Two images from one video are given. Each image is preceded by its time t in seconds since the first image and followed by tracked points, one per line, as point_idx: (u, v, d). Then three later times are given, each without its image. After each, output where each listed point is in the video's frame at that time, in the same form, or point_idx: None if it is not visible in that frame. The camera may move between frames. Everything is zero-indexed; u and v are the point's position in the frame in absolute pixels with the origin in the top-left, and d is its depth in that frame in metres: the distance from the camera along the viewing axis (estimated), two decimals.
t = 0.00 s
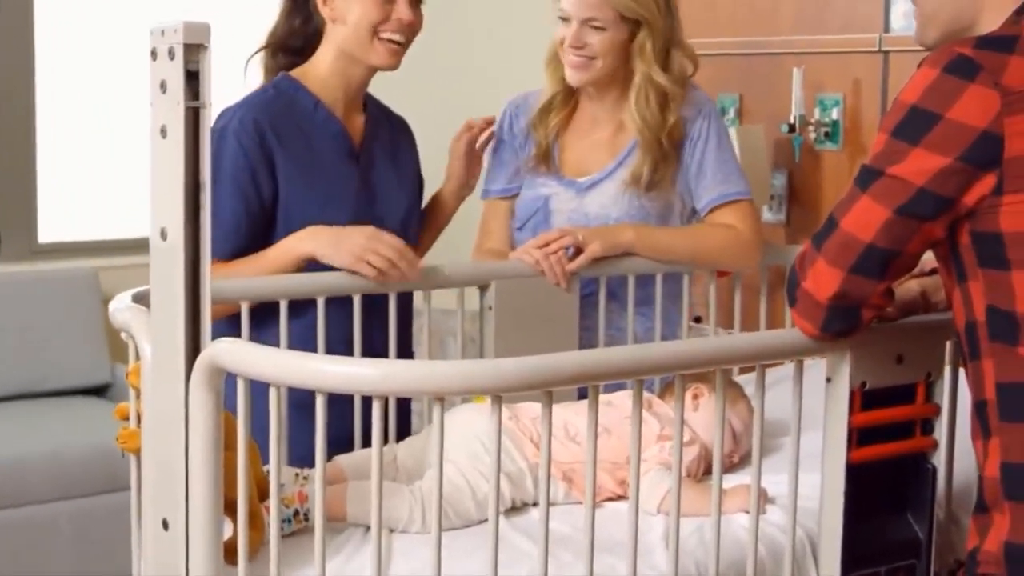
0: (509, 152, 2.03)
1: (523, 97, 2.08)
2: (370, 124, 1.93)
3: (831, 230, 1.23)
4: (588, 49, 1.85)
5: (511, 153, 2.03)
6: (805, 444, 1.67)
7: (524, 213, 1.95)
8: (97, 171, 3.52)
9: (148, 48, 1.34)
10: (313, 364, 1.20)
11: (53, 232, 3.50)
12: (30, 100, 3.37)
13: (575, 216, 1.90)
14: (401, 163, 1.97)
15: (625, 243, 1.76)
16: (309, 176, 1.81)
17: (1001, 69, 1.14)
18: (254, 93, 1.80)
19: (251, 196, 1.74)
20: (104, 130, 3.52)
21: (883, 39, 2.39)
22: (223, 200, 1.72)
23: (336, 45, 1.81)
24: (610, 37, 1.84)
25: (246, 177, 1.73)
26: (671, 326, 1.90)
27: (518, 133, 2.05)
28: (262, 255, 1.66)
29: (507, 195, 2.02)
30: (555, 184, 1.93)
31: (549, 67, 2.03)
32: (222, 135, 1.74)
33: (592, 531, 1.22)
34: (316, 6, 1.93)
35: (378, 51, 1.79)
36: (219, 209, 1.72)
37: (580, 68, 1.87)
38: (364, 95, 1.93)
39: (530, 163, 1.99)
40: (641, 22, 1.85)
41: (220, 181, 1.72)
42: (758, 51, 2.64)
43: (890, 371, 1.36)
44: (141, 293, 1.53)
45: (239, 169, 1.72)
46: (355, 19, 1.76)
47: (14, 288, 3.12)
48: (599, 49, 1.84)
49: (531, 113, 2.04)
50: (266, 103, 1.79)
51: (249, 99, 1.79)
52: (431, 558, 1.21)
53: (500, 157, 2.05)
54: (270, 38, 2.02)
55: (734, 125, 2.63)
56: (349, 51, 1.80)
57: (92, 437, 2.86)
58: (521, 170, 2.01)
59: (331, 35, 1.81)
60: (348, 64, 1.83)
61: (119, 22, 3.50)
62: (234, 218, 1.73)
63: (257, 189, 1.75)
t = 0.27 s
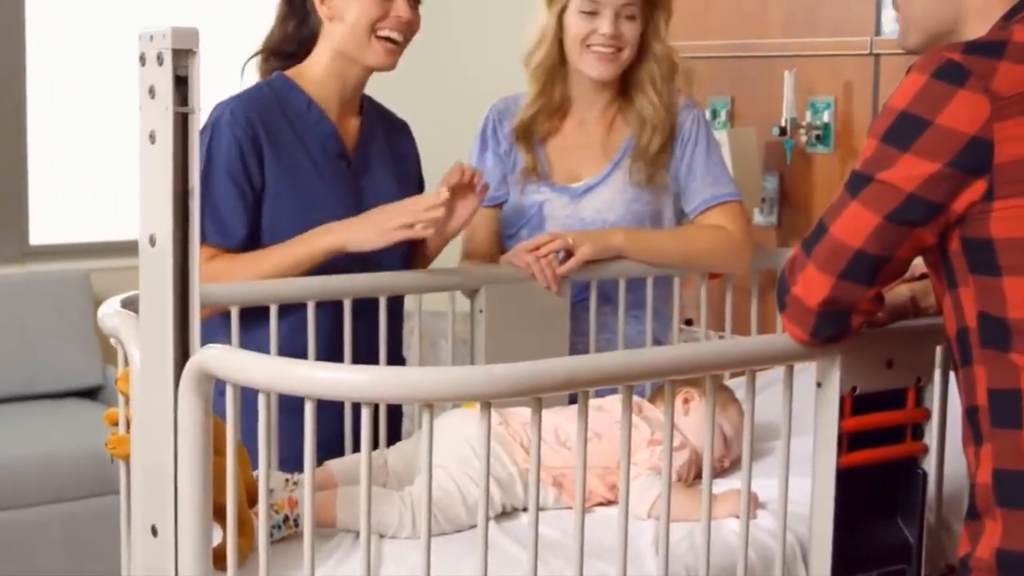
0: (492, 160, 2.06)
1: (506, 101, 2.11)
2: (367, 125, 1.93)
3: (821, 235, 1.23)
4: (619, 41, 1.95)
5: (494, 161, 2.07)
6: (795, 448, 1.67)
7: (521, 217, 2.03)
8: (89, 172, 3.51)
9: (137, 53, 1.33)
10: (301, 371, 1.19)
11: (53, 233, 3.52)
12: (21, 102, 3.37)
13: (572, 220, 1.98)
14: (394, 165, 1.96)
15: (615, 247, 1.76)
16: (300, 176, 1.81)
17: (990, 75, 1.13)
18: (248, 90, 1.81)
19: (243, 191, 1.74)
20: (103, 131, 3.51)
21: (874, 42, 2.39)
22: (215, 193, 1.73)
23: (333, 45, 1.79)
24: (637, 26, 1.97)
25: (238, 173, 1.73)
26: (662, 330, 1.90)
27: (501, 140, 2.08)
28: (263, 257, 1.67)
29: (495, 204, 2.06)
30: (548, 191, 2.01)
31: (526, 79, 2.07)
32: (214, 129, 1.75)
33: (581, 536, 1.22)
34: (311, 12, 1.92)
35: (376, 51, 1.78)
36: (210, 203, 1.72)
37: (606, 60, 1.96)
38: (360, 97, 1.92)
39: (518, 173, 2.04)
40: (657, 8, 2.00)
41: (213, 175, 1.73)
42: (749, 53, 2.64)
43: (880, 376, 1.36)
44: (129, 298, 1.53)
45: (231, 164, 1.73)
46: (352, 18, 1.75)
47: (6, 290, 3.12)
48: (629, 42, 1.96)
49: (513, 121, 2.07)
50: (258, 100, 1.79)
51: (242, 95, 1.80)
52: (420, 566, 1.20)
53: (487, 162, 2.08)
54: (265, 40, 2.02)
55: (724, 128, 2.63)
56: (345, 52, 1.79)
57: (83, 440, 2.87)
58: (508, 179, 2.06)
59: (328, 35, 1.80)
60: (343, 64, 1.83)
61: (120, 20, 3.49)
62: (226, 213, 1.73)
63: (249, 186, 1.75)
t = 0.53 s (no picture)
0: (484, 166, 2.05)
1: (497, 105, 2.08)
2: (363, 128, 1.92)
3: (812, 239, 1.23)
4: (615, 41, 1.96)
5: (486, 167, 2.05)
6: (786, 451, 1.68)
7: (517, 226, 2.03)
8: (83, 174, 3.51)
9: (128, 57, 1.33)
10: (291, 375, 1.19)
11: (51, 234, 3.52)
12: (14, 103, 3.36)
13: (568, 225, 1.99)
14: (389, 169, 1.95)
15: (608, 249, 1.76)
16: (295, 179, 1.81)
17: (980, 77, 1.13)
18: (245, 90, 1.80)
19: (242, 192, 1.74)
20: (99, 130, 3.53)
21: (867, 44, 2.38)
22: (214, 193, 1.72)
23: (332, 50, 1.79)
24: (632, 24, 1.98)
25: (237, 172, 1.73)
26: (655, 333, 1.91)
27: (492, 144, 2.06)
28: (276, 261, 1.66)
29: (487, 207, 2.06)
30: (545, 196, 2.01)
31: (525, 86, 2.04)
32: (213, 129, 1.75)
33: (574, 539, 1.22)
34: (309, 16, 1.92)
35: (375, 58, 1.78)
36: (209, 202, 1.71)
37: (605, 60, 1.97)
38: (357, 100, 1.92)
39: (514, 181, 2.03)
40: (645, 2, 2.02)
41: (212, 174, 1.72)
42: (742, 55, 2.64)
43: (871, 378, 1.36)
44: (119, 302, 1.52)
45: (231, 164, 1.72)
46: (353, 22, 1.74)
47: None
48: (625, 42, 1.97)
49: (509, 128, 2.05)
50: (256, 100, 1.79)
51: (239, 95, 1.79)
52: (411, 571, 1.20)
53: (479, 170, 2.06)
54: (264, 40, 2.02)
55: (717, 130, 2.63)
56: (345, 58, 1.79)
57: (76, 443, 2.87)
58: (500, 183, 2.06)
59: (328, 39, 1.79)
60: (343, 68, 1.82)
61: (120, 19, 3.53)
62: (224, 213, 1.73)
63: (247, 186, 1.75)
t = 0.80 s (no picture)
0: (478, 170, 2.05)
1: (489, 109, 2.08)
2: (355, 132, 1.92)
3: (801, 243, 1.22)
4: (603, 43, 1.96)
5: (480, 171, 2.06)
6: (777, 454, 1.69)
7: (509, 228, 2.03)
8: (75, 176, 3.51)
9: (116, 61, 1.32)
10: (280, 381, 1.18)
11: (52, 234, 3.52)
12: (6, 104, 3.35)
13: (560, 228, 1.99)
14: (382, 173, 1.94)
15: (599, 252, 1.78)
16: (286, 183, 1.80)
17: (969, 81, 1.13)
18: (238, 93, 1.80)
19: (231, 197, 1.73)
20: (99, 131, 3.54)
21: (858, 46, 2.38)
22: (203, 197, 1.72)
23: (326, 54, 1.79)
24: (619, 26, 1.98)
25: (226, 177, 1.73)
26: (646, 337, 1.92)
27: (485, 148, 2.06)
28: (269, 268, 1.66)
29: (481, 212, 2.07)
30: (536, 199, 2.01)
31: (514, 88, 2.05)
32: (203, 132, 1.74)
33: (561, 543, 1.21)
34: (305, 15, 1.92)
35: (369, 66, 1.77)
36: (197, 207, 1.71)
37: (593, 62, 1.97)
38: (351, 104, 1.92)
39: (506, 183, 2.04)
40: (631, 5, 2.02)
41: (201, 178, 1.72)
42: (735, 57, 2.64)
43: (862, 382, 1.36)
44: (108, 307, 1.52)
45: (220, 169, 1.72)
46: (350, 28, 1.74)
47: None
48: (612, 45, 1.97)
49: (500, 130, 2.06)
50: (248, 104, 1.79)
51: (231, 98, 1.79)
52: None
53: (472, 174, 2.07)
54: (258, 41, 2.01)
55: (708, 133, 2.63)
56: (339, 63, 1.79)
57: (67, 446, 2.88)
58: (494, 188, 2.06)
59: (323, 43, 1.78)
60: (336, 73, 1.82)
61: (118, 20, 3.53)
62: (212, 218, 1.72)
63: (236, 192, 1.74)
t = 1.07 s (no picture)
0: (471, 171, 2.08)
1: (482, 112, 2.11)
2: (347, 134, 1.92)
3: (791, 246, 1.21)
4: (592, 45, 1.97)
5: (472, 172, 2.08)
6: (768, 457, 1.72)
7: (500, 228, 2.05)
8: (68, 177, 3.51)
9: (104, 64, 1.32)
10: (270, 386, 1.17)
11: (52, 235, 3.52)
12: None
13: (547, 229, 2.00)
14: (373, 175, 1.94)
15: (589, 255, 1.79)
16: (275, 185, 1.80)
17: (957, 83, 1.11)
18: (228, 95, 1.80)
19: (217, 198, 1.73)
20: (91, 132, 3.53)
21: (849, 48, 2.38)
22: (190, 198, 1.71)
23: (315, 57, 1.79)
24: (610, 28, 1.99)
25: (213, 180, 1.72)
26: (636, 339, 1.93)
27: (478, 150, 2.09)
28: (258, 274, 1.65)
29: (474, 212, 2.09)
30: (525, 199, 2.02)
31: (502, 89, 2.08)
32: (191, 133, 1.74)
33: (552, 547, 1.19)
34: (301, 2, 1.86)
35: (356, 77, 1.78)
36: (183, 207, 1.70)
37: (582, 64, 1.98)
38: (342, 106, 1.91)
39: (497, 184, 2.06)
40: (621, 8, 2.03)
41: (187, 178, 1.71)
42: (726, 58, 2.64)
43: (853, 386, 1.36)
44: (97, 312, 1.52)
45: (206, 171, 1.71)
46: (343, 37, 1.74)
47: None
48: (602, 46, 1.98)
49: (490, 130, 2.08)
50: (237, 106, 1.79)
51: (221, 99, 1.79)
52: None
53: (464, 174, 2.09)
54: (254, 25, 1.94)
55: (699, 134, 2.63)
56: (325, 65, 1.79)
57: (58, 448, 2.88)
58: (487, 188, 2.08)
59: (314, 45, 1.78)
60: (325, 77, 1.82)
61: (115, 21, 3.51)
62: (197, 219, 1.71)
63: (222, 195, 1.74)
